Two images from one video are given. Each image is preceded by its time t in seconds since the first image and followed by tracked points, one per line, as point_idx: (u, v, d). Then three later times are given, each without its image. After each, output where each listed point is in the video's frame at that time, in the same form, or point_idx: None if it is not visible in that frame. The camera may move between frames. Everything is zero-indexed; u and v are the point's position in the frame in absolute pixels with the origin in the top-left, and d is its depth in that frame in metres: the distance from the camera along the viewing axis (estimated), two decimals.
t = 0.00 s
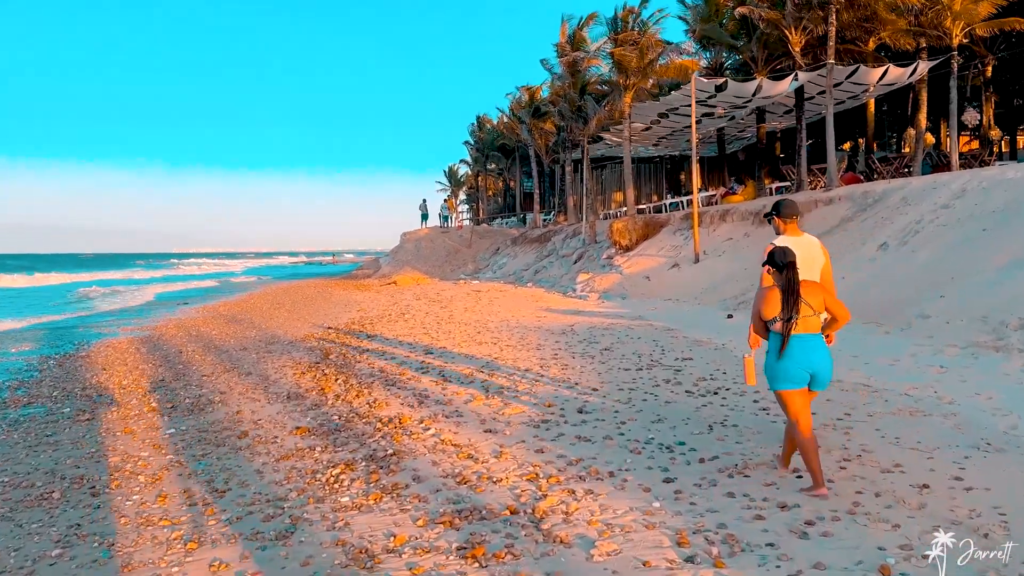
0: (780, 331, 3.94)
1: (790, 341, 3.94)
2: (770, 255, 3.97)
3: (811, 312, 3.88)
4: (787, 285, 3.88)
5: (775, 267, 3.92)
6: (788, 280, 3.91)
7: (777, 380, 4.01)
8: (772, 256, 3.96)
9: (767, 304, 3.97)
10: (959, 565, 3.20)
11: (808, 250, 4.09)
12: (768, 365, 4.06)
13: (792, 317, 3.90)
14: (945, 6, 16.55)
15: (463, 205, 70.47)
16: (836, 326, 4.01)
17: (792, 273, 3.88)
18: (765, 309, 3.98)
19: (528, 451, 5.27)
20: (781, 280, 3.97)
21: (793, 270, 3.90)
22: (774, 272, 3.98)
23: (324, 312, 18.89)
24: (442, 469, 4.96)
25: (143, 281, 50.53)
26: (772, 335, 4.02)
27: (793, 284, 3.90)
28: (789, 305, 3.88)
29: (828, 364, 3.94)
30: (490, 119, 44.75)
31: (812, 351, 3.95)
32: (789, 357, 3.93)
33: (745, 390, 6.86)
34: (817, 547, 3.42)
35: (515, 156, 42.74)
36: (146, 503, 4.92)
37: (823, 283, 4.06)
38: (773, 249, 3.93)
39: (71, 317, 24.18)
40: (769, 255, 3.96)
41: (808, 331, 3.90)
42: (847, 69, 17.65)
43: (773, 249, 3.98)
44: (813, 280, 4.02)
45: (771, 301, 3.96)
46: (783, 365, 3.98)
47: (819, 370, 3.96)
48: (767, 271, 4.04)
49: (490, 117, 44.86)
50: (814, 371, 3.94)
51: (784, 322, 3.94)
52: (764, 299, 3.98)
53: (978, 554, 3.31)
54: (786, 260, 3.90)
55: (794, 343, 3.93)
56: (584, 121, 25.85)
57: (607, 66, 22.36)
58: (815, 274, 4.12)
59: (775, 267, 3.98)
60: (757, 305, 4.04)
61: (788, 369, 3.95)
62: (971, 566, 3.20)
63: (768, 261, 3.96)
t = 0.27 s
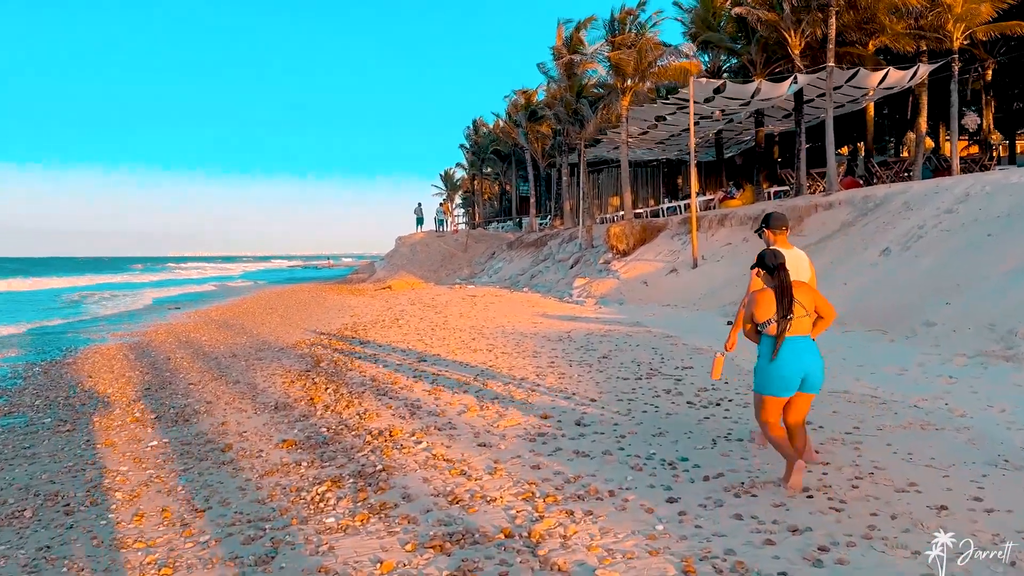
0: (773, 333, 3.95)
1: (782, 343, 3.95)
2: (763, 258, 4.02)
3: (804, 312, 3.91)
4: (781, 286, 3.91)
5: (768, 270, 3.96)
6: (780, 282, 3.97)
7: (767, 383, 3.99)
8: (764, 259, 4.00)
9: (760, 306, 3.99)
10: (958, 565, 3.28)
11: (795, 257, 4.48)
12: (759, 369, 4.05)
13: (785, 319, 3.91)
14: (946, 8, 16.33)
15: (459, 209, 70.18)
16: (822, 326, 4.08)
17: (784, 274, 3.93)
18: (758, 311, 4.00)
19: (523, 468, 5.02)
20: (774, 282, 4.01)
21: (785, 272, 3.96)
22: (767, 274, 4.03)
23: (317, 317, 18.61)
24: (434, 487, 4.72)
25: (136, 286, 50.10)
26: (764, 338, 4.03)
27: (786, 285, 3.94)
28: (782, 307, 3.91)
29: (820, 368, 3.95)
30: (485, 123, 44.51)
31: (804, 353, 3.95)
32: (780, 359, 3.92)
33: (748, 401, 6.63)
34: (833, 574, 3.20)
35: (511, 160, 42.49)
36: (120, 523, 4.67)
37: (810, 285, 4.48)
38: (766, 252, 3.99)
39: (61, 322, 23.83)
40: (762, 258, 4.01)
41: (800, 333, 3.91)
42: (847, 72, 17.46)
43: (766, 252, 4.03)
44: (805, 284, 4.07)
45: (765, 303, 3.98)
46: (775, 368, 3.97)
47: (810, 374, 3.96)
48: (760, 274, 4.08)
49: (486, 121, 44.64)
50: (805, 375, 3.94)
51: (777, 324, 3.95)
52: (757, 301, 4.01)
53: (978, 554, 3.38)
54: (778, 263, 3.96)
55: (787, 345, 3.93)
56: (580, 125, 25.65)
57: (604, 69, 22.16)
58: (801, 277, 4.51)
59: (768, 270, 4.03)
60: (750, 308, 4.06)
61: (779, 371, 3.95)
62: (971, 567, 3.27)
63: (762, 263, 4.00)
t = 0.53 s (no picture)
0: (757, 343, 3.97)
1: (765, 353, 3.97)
2: (746, 268, 4.06)
3: (789, 322, 3.94)
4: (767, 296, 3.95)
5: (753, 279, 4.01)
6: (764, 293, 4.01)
7: (753, 392, 4.01)
8: (748, 270, 4.04)
9: (745, 316, 4.03)
10: (958, 564, 3.32)
11: (777, 263, 4.62)
12: (744, 379, 4.08)
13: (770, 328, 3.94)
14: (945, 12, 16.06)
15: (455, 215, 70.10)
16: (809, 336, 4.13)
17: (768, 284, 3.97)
18: (742, 322, 4.04)
19: (518, 482, 4.80)
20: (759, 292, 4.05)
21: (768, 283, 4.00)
22: (753, 284, 4.07)
23: (310, 323, 18.39)
24: (422, 503, 4.50)
25: (132, 291, 50.15)
26: (749, 347, 4.05)
27: (770, 296, 3.98)
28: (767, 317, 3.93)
29: (806, 376, 3.95)
30: (482, 128, 44.38)
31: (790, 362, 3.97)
32: (766, 369, 3.94)
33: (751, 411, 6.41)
34: None
35: (508, 166, 42.32)
36: (93, 542, 4.44)
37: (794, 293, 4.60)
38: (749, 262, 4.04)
39: (52, 328, 23.57)
40: (747, 268, 4.05)
41: (786, 342, 3.93)
42: (845, 77, 17.29)
43: (749, 262, 4.09)
44: (790, 293, 4.11)
45: (749, 313, 4.02)
46: (759, 378, 3.99)
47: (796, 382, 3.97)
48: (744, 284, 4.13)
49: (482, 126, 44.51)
50: (791, 382, 3.95)
51: (762, 333, 3.99)
52: (741, 312, 4.03)
53: (978, 554, 3.41)
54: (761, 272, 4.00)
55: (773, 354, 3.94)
56: (577, 130, 25.49)
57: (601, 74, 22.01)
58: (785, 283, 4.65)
59: (752, 280, 4.07)
60: (733, 318, 4.11)
61: (764, 382, 3.97)
62: (971, 566, 3.31)
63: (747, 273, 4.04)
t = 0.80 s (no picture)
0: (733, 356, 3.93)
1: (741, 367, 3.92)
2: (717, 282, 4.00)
3: (762, 335, 3.88)
4: (737, 311, 3.89)
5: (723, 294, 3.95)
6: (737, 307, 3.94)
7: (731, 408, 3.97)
8: (718, 284, 3.99)
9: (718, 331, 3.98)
10: (958, 563, 3.49)
11: (763, 275, 4.54)
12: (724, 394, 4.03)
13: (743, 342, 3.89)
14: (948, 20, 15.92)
15: (453, 224, 69.84)
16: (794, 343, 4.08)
17: (739, 298, 3.91)
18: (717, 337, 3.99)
19: (514, 508, 4.54)
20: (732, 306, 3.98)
21: (739, 295, 3.95)
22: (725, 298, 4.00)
23: (305, 334, 18.11)
24: (413, 531, 4.24)
25: (128, 300, 49.77)
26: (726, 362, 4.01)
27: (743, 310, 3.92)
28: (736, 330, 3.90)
29: (784, 388, 3.90)
30: (480, 137, 44.19)
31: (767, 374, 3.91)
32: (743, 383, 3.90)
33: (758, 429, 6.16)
34: None
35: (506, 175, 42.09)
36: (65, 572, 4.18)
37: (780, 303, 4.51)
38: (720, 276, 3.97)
39: (43, 338, 23.24)
40: (717, 283, 3.99)
41: (760, 355, 3.88)
42: (846, 85, 17.12)
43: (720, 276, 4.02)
44: (764, 304, 4.04)
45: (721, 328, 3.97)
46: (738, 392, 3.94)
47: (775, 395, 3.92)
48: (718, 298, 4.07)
49: (480, 135, 44.33)
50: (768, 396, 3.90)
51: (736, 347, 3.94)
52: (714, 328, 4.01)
53: (978, 554, 3.58)
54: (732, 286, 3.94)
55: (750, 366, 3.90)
56: (575, 138, 25.31)
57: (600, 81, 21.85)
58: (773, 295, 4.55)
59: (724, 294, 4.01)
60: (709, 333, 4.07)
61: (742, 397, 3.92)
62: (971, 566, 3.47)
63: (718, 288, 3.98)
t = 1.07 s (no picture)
0: (723, 366, 3.89)
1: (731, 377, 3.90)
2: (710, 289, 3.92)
3: (754, 345, 3.85)
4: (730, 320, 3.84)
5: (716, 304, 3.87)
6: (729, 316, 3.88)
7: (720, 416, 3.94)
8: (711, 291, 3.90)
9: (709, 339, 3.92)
10: (958, 563, 3.61)
11: (745, 282, 4.55)
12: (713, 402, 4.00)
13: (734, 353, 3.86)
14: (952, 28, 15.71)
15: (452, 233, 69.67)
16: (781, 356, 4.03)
17: (732, 307, 3.86)
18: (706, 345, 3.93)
19: (515, 531, 4.29)
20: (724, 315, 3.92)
21: (733, 305, 3.87)
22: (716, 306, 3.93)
23: (303, 344, 17.87)
24: (409, 556, 4.00)
25: (126, 310, 49.55)
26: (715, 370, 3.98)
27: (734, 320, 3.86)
28: (729, 341, 3.84)
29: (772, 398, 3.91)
30: (479, 146, 44.06)
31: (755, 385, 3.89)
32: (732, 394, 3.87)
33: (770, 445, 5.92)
34: None
35: (505, 184, 41.93)
36: None
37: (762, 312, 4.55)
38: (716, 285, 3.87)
39: (38, 349, 22.98)
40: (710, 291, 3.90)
41: (750, 366, 3.86)
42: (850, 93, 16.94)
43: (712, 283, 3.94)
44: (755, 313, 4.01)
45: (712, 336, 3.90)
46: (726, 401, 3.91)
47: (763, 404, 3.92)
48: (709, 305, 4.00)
49: (480, 144, 44.20)
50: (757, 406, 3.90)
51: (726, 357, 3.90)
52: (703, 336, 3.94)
53: (978, 554, 3.70)
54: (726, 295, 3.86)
55: (736, 376, 3.89)
56: (575, 147, 25.16)
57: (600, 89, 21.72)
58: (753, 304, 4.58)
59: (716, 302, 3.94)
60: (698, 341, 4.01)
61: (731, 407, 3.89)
62: (971, 565, 3.59)
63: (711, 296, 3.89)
